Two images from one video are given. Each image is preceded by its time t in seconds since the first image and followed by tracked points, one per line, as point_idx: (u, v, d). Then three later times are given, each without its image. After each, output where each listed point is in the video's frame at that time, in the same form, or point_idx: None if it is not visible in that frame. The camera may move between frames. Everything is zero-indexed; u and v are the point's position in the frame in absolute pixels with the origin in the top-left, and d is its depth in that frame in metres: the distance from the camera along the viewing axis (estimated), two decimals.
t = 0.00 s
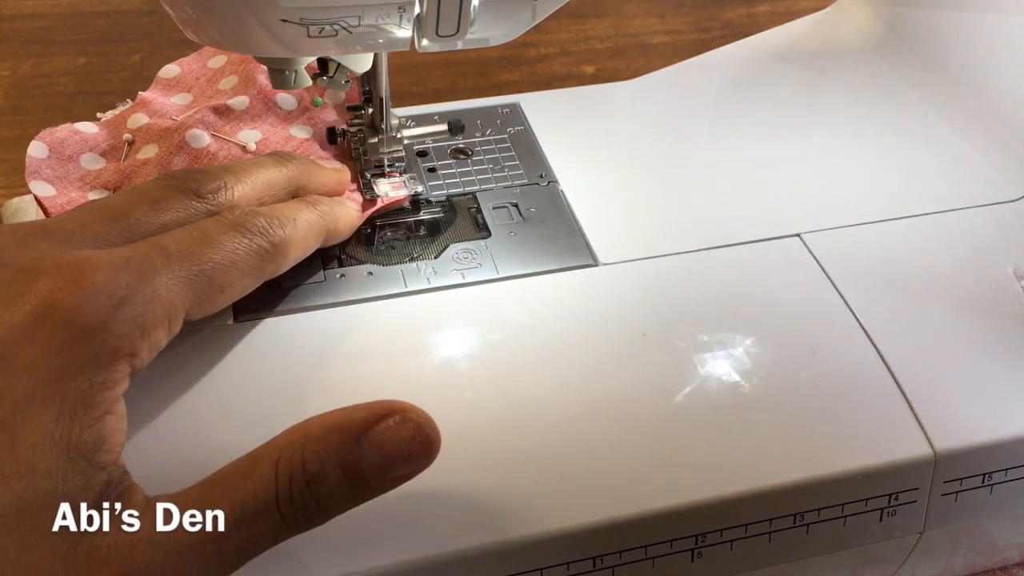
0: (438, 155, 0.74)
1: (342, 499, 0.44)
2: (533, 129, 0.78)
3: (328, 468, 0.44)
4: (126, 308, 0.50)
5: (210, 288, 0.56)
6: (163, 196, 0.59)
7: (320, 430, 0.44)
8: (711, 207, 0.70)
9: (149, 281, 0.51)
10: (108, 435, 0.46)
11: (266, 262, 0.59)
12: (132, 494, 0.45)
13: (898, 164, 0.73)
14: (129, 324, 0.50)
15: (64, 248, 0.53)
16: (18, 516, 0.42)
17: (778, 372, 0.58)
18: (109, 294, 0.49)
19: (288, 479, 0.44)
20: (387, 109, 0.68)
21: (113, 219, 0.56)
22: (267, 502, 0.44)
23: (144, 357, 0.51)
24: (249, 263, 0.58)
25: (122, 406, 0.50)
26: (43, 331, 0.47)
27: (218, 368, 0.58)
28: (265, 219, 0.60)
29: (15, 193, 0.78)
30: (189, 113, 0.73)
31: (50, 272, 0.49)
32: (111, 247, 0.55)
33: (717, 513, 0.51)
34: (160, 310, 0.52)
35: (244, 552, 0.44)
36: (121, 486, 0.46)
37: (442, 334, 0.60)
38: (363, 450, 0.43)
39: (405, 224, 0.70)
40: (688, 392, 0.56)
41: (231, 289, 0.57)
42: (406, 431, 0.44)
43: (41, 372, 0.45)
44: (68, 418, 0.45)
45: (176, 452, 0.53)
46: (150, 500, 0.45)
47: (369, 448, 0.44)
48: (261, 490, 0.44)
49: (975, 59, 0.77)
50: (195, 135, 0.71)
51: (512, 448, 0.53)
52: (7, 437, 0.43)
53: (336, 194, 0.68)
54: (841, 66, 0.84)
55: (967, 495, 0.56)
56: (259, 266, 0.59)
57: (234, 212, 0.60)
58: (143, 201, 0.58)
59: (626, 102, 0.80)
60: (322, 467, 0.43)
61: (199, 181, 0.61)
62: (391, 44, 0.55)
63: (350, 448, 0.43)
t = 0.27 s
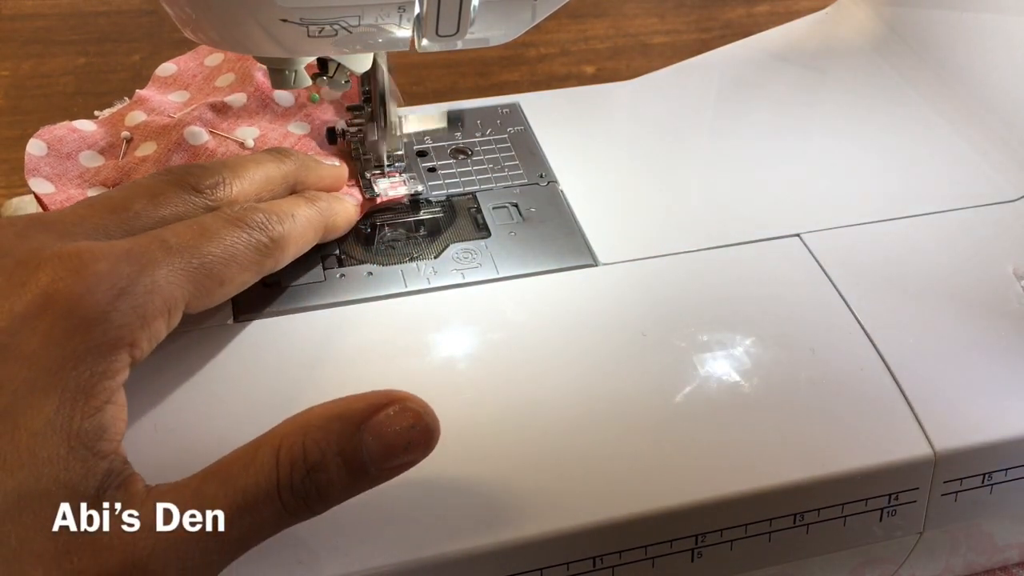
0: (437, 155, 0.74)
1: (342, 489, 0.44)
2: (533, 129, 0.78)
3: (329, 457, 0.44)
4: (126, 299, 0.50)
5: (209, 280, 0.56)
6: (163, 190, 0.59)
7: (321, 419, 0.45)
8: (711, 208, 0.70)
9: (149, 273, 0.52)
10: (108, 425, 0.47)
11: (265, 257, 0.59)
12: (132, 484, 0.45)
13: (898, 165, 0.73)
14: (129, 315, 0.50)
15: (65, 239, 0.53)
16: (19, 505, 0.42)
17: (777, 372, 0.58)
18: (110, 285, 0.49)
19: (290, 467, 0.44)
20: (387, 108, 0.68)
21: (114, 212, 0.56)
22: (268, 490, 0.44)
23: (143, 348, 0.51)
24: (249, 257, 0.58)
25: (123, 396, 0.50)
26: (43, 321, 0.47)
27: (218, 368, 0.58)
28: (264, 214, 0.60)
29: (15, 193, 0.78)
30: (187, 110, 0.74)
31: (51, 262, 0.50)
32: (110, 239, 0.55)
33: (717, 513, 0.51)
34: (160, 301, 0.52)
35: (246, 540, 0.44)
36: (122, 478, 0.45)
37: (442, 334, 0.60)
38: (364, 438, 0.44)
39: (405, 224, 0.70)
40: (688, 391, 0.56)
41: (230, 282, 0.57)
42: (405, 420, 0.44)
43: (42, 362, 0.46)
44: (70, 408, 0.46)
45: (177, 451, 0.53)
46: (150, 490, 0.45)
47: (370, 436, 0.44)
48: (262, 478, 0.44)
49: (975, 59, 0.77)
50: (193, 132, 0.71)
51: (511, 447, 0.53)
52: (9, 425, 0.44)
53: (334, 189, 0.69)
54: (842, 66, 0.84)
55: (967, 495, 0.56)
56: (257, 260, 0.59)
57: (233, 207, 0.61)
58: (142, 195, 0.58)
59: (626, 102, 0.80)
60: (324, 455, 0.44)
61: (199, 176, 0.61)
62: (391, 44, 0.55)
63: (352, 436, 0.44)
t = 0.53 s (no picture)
0: (437, 155, 0.74)
1: (345, 485, 0.45)
2: (533, 129, 0.78)
3: (331, 452, 0.44)
4: (129, 296, 0.50)
5: (211, 277, 0.56)
6: (163, 188, 0.59)
7: (323, 415, 0.45)
8: (711, 208, 0.70)
9: (152, 269, 0.52)
10: (111, 420, 0.47)
11: (265, 254, 0.60)
12: (135, 480, 0.45)
13: (898, 165, 0.73)
14: (132, 311, 0.50)
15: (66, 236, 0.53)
16: (22, 499, 0.43)
17: (777, 372, 0.58)
18: (113, 282, 0.50)
19: (292, 462, 0.44)
20: (388, 109, 0.68)
21: (114, 210, 0.56)
22: (272, 485, 0.44)
23: (145, 344, 0.51)
24: (249, 254, 0.58)
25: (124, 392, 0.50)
26: (46, 317, 0.47)
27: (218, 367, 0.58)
28: (264, 212, 0.60)
29: (15, 193, 0.78)
30: (184, 108, 0.75)
31: (53, 259, 0.50)
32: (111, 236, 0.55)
33: (717, 513, 0.51)
34: (162, 298, 0.52)
35: (251, 536, 0.45)
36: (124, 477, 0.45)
37: (442, 334, 0.60)
38: (366, 436, 0.44)
39: (405, 224, 0.70)
40: (688, 391, 0.56)
41: (231, 279, 0.58)
42: (407, 417, 0.45)
43: (45, 358, 0.46)
44: (72, 404, 0.46)
45: (177, 449, 0.53)
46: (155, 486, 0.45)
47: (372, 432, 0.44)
48: (265, 473, 0.44)
49: (976, 59, 0.76)
50: (191, 130, 0.72)
51: (511, 447, 0.53)
52: (12, 420, 0.44)
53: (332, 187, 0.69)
54: (842, 66, 0.83)
55: (967, 495, 0.56)
56: (258, 257, 0.59)
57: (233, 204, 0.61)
58: (143, 193, 0.58)
59: (626, 102, 0.80)
60: (326, 451, 0.44)
61: (199, 173, 0.62)
62: (391, 44, 0.55)
63: (354, 433, 0.44)
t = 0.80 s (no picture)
0: (437, 155, 0.74)
1: (347, 478, 0.45)
2: (533, 129, 0.78)
3: (334, 446, 0.44)
4: (129, 289, 0.50)
5: (211, 271, 0.56)
6: (162, 183, 0.60)
7: (326, 408, 0.45)
8: (710, 208, 0.70)
9: (153, 263, 0.52)
10: (113, 412, 0.47)
11: (265, 248, 0.60)
12: (138, 474, 0.45)
13: (898, 165, 0.73)
14: (133, 304, 0.50)
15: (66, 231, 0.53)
16: (25, 492, 0.42)
17: (777, 371, 0.58)
18: (114, 276, 0.50)
19: (295, 455, 0.44)
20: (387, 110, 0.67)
21: (114, 206, 0.56)
22: (274, 477, 0.44)
23: (147, 337, 0.51)
24: (249, 248, 0.59)
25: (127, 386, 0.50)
26: (47, 308, 0.47)
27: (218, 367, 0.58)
28: (263, 206, 0.60)
29: (15, 193, 0.78)
30: (183, 105, 0.75)
31: (54, 253, 0.50)
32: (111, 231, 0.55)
33: (718, 512, 0.51)
34: (163, 291, 0.52)
35: (255, 529, 0.45)
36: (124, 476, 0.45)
37: (442, 334, 0.60)
38: (368, 429, 0.45)
39: (405, 223, 0.70)
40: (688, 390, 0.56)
41: (231, 273, 0.58)
42: (407, 413, 0.45)
43: (46, 350, 0.46)
44: (74, 397, 0.46)
45: (176, 447, 0.53)
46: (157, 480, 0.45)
47: (374, 427, 0.45)
48: (268, 465, 0.44)
49: (976, 59, 0.76)
50: (189, 127, 0.72)
51: (510, 446, 0.53)
52: (15, 412, 0.44)
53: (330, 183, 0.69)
54: (841, 66, 0.83)
55: (967, 495, 0.56)
56: (258, 251, 0.59)
57: (232, 199, 0.61)
58: (142, 188, 0.59)
59: (626, 103, 0.80)
60: (329, 444, 0.44)
61: (198, 168, 0.62)
62: (390, 44, 0.54)
63: (356, 427, 0.45)
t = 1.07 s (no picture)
0: (438, 156, 0.74)
1: (349, 480, 0.46)
2: (533, 129, 0.78)
3: (336, 448, 0.45)
4: (128, 290, 0.50)
5: (211, 270, 0.56)
6: (162, 184, 0.59)
7: (327, 411, 0.45)
8: (710, 208, 0.70)
9: (153, 262, 0.52)
10: (114, 413, 0.47)
11: (265, 246, 0.60)
12: (142, 476, 0.46)
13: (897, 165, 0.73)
14: (133, 303, 0.50)
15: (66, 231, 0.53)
16: (27, 493, 0.42)
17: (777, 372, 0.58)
18: (113, 276, 0.50)
19: (298, 457, 0.45)
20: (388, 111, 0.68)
21: (114, 208, 0.56)
22: (277, 479, 0.45)
23: (147, 338, 0.51)
24: (249, 247, 0.58)
25: (128, 386, 0.50)
26: (46, 311, 0.47)
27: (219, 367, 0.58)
28: (263, 205, 0.60)
29: (15, 193, 0.78)
30: (183, 105, 0.75)
31: (53, 253, 0.50)
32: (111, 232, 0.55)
33: (717, 513, 0.51)
34: (164, 290, 0.52)
35: (258, 531, 0.45)
36: (126, 476, 0.45)
37: (441, 334, 0.60)
38: (370, 431, 0.45)
39: (405, 224, 0.70)
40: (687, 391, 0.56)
41: (231, 272, 0.58)
42: (407, 416, 0.46)
43: (45, 352, 0.46)
44: (74, 399, 0.45)
45: (176, 448, 0.53)
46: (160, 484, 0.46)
47: (376, 430, 0.45)
48: (270, 468, 0.45)
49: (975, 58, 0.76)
50: (189, 126, 0.72)
51: (510, 446, 0.53)
52: (16, 414, 0.44)
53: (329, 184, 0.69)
54: (841, 66, 0.83)
55: (967, 495, 0.56)
56: (258, 250, 0.59)
57: (232, 199, 0.61)
58: (143, 190, 0.59)
59: (625, 103, 0.80)
60: (331, 446, 0.45)
61: (198, 170, 0.62)
62: (390, 44, 0.54)
63: (359, 429, 0.45)
